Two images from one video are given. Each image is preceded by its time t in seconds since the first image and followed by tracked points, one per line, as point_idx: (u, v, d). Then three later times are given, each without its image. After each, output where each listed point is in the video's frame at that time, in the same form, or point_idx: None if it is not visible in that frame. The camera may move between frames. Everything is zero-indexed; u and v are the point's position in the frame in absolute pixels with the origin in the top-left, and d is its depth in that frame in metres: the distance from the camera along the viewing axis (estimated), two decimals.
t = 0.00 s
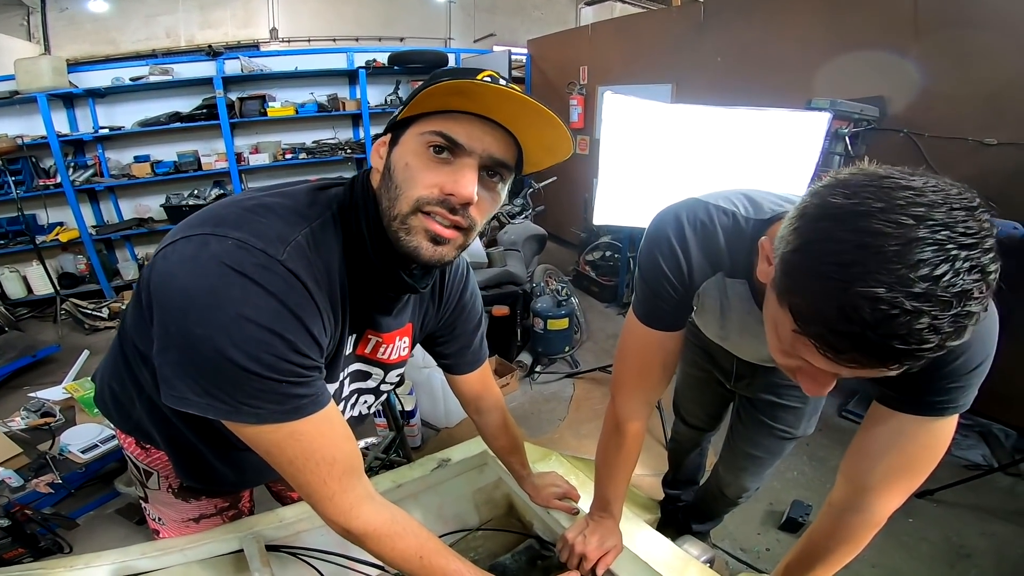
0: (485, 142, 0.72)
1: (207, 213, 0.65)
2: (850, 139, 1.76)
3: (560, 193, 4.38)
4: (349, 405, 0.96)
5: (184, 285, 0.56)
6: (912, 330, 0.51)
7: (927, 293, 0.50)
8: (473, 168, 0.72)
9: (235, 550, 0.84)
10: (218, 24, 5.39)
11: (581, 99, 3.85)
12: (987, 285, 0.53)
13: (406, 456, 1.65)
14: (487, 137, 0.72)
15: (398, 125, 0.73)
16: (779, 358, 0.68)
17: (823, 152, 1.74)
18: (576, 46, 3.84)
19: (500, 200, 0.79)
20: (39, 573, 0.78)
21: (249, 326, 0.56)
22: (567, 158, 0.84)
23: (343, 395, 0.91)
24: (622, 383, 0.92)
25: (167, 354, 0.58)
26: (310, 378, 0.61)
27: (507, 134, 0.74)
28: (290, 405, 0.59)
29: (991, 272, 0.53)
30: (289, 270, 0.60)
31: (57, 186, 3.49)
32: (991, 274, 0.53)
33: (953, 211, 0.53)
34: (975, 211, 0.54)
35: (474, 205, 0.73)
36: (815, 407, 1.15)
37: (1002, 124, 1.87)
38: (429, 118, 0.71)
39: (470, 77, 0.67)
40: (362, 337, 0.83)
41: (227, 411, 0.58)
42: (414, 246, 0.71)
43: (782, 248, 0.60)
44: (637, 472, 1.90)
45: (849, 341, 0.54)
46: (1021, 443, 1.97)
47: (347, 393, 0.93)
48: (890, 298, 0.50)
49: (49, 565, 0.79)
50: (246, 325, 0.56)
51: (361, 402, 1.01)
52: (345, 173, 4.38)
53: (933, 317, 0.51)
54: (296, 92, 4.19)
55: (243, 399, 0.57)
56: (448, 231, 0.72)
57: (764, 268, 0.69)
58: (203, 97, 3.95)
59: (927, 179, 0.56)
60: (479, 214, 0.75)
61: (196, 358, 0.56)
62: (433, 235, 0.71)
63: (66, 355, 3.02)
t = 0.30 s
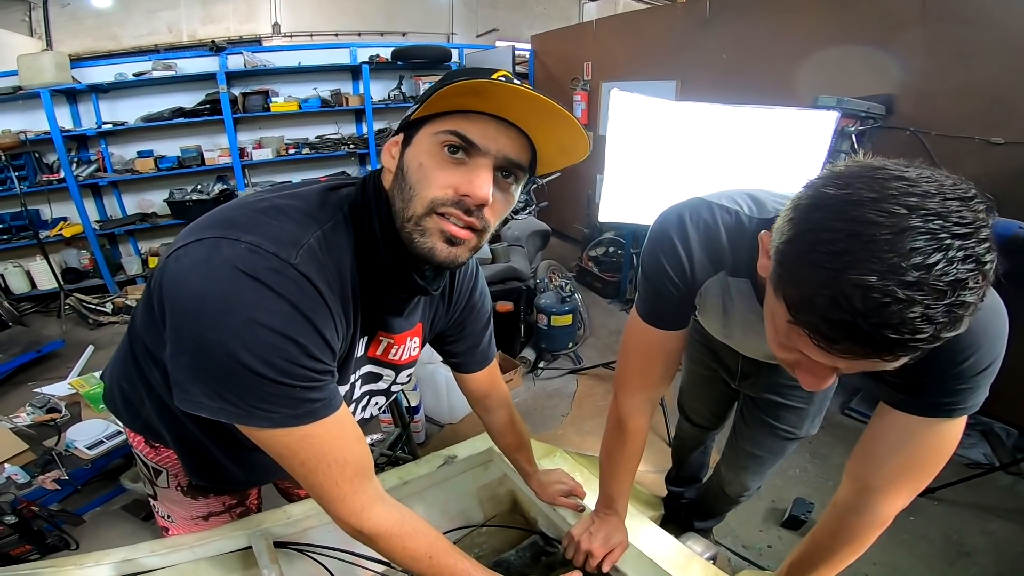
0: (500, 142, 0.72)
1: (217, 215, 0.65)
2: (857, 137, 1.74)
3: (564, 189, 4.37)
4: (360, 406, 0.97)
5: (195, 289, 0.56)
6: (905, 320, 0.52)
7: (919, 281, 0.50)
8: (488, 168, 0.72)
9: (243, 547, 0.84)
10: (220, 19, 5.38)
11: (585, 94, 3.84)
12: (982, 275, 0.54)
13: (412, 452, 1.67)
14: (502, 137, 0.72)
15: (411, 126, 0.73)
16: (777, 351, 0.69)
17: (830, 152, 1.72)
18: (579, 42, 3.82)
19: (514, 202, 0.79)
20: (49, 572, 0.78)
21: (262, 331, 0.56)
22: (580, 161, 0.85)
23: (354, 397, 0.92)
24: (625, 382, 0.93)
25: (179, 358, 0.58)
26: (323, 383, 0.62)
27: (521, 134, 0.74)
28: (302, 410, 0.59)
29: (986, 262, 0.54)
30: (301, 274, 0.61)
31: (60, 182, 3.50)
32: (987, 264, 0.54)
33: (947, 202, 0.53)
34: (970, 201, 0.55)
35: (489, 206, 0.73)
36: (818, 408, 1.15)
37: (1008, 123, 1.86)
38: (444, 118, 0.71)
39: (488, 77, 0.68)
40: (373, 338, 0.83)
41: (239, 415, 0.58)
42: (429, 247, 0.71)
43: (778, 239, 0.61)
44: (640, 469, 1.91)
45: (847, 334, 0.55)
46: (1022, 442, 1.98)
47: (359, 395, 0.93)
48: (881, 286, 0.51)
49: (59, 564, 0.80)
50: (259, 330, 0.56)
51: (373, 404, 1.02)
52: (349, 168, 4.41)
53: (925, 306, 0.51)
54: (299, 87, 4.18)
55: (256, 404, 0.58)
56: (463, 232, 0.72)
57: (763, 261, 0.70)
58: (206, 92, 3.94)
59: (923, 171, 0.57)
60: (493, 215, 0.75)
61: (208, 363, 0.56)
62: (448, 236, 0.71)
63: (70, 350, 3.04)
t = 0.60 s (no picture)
0: (529, 145, 0.70)
1: (230, 204, 0.65)
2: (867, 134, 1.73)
3: (570, 186, 4.36)
4: (368, 399, 0.97)
5: (209, 276, 0.57)
6: (915, 302, 0.51)
7: (925, 257, 0.50)
8: (515, 170, 0.70)
9: (249, 540, 0.85)
10: (228, 14, 5.39)
11: (592, 91, 3.83)
12: (990, 255, 0.53)
13: (418, 446, 1.68)
14: (531, 138, 0.70)
15: (433, 118, 0.69)
16: (782, 339, 0.69)
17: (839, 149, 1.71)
18: (587, 38, 3.81)
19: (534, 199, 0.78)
20: (57, 563, 0.79)
21: (275, 320, 0.56)
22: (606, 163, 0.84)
23: (363, 389, 0.92)
24: (631, 374, 0.93)
25: (190, 345, 0.58)
26: (332, 372, 0.62)
27: (549, 134, 0.72)
28: (312, 399, 0.60)
29: (994, 241, 0.53)
30: (314, 264, 0.61)
31: (70, 175, 3.52)
32: (994, 244, 0.53)
33: (955, 181, 0.53)
34: (978, 181, 0.55)
35: (515, 206, 0.73)
36: (825, 405, 1.14)
37: (1020, 121, 1.84)
38: (471, 116, 0.67)
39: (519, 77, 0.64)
40: (384, 329, 0.83)
41: (249, 404, 0.59)
42: (455, 246, 0.73)
43: (784, 220, 0.61)
44: (644, 465, 1.91)
45: (856, 318, 0.54)
46: None
47: (367, 388, 0.93)
48: (886, 262, 0.50)
49: (66, 556, 0.80)
50: (271, 318, 0.56)
51: (381, 396, 1.02)
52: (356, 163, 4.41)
53: (931, 283, 0.51)
54: (306, 82, 4.19)
55: (266, 392, 0.58)
56: (487, 232, 0.73)
57: (770, 247, 0.70)
58: (214, 87, 3.95)
59: (932, 154, 0.57)
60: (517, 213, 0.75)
61: (220, 350, 0.56)
62: (473, 236, 0.72)
63: (78, 342, 3.06)
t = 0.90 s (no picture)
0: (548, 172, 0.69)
1: (238, 202, 0.66)
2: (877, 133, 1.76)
3: (579, 183, 4.35)
4: (372, 395, 0.98)
5: (216, 273, 0.57)
6: (923, 297, 0.50)
7: (935, 248, 0.49)
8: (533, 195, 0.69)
9: (255, 535, 0.86)
10: (239, 11, 5.43)
11: (601, 87, 3.80)
12: (1002, 250, 0.52)
13: (423, 444, 1.69)
14: (552, 166, 0.69)
15: (452, 140, 0.66)
16: (787, 336, 0.68)
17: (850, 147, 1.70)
18: (597, 34, 3.79)
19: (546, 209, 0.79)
20: (68, 558, 0.81)
21: (279, 315, 0.57)
22: (620, 182, 0.86)
23: (366, 385, 0.92)
24: (636, 373, 0.92)
25: (197, 341, 0.59)
26: (335, 368, 0.63)
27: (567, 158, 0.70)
28: (316, 395, 0.60)
29: (1007, 236, 0.52)
30: (318, 261, 0.61)
31: (84, 172, 3.57)
32: (1007, 238, 0.52)
33: (967, 174, 0.52)
34: (991, 175, 0.54)
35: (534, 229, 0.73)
36: (833, 408, 1.13)
37: None
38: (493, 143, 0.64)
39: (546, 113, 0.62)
40: (386, 327, 0.84)
41: (254, 400, 0.59)
42: (470, 266, 0.74)
43: (791, 211, 0.61)
44: (650, 464, 1.91)
45: (862, 314, 0.54)
46: None
47: (370, 384, 0.94)
48: (895, 252, 0.50)
49: (77, 551, 0.82)
50: (276, 314, 0.57)
51: (383, 393, 1.03)
52: (365, 159, 4.42)
53: (940, 274, 0.50)
54: (317, 79, 4.21)
55: (271, 388, 0.59)
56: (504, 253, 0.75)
57: (776, 243, 0.69)
58: (225, 84, 3.99)
59: (946, 148, 0.56)
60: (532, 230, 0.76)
61: (226, 345, 0.57)
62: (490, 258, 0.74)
63: (93, 338, 3.11)
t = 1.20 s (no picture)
0: (497, 116, 0.68)
1: (237, 195, 0.66)
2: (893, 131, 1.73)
3: (590, 182, 4.32)
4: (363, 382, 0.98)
5: (211, 263, 0.57)
6: (956, 284, 0.49)
7: (966, 229, 0.48)
8: (484, 141, 0.69)
9: (259, 534, 0.87)
10: (251, 11, 5.47)
11: (611, 86, 3.77)
12: None
13: (429, 443, 1.68)
14: (498, 108, 0.68)
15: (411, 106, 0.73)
16: (804, 335, 0.66)
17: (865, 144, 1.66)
18: (607, 33, 3.76)
19: (521, 179, 0.75)
20: (75, 554, 0.82)
21: (272, 304, 0.56)
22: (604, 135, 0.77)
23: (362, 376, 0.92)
24: (640, 373, 0.91)
25: (194, 332, 0.59)
26: (332, 360, 0.62)
27: (519, 105, 0.70)
28: (311, 386, 0.60)
29: None
30: (314, 252, 0.61)
31: (100, 171, 3.63)
32: None
33: (992, 158, 0.51)
34: (1016, 159, 0.53)
35: (486, 180, 0.70)
36: (846, 413, 1.11)
37: None
38: (440, 95, 0.69)
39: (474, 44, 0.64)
40: (380, 318, 0.83)
41: (250, 392, 0.59)
42: (423, 229, 0.69)
43: (808, 200, 0.59)
44: (658, 465, 1.89)
45: (887, 306, 0.52)
46: None
47: (363, 372, 0.95)
48: (925, 234, 0.48)
49: (85, 547, 0.83)
50: (269, 303, 0.56)
51: (374, 379, 1.02)
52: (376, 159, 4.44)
53: (973, 257, 0.48)
54: (328, 78, 4.23)
55: (265, 378, 0.58)
56: (459, 209, 0.69)
57: (789, 239, 0.68)
58: (237, 84, 4.02)
59: (967, 135, 0.55)
60: (494, 189, 0.72)
61: (220, 335, 0.57)
62: (443, 215, 0.69)
63: (107, 335, 3.16)
